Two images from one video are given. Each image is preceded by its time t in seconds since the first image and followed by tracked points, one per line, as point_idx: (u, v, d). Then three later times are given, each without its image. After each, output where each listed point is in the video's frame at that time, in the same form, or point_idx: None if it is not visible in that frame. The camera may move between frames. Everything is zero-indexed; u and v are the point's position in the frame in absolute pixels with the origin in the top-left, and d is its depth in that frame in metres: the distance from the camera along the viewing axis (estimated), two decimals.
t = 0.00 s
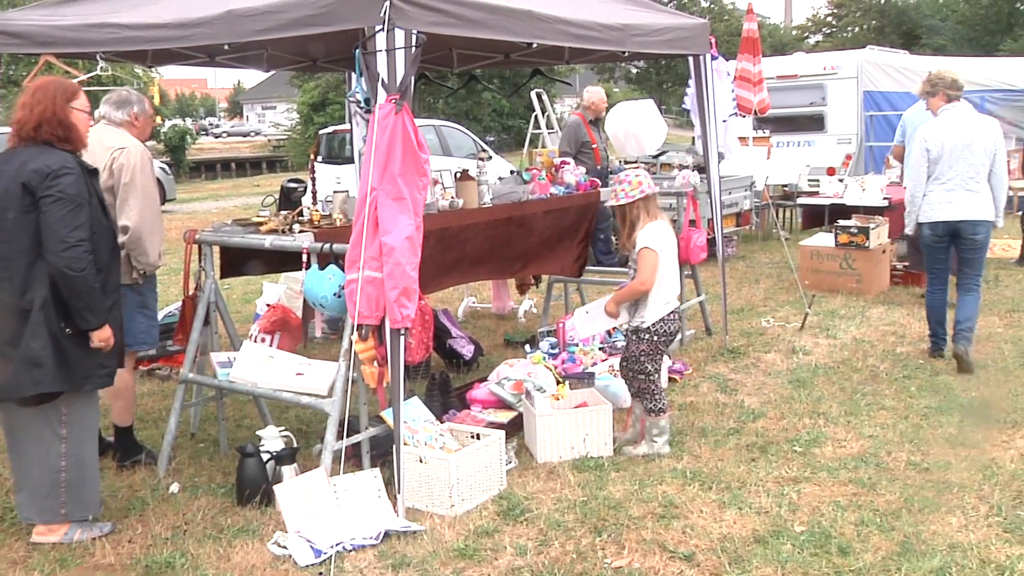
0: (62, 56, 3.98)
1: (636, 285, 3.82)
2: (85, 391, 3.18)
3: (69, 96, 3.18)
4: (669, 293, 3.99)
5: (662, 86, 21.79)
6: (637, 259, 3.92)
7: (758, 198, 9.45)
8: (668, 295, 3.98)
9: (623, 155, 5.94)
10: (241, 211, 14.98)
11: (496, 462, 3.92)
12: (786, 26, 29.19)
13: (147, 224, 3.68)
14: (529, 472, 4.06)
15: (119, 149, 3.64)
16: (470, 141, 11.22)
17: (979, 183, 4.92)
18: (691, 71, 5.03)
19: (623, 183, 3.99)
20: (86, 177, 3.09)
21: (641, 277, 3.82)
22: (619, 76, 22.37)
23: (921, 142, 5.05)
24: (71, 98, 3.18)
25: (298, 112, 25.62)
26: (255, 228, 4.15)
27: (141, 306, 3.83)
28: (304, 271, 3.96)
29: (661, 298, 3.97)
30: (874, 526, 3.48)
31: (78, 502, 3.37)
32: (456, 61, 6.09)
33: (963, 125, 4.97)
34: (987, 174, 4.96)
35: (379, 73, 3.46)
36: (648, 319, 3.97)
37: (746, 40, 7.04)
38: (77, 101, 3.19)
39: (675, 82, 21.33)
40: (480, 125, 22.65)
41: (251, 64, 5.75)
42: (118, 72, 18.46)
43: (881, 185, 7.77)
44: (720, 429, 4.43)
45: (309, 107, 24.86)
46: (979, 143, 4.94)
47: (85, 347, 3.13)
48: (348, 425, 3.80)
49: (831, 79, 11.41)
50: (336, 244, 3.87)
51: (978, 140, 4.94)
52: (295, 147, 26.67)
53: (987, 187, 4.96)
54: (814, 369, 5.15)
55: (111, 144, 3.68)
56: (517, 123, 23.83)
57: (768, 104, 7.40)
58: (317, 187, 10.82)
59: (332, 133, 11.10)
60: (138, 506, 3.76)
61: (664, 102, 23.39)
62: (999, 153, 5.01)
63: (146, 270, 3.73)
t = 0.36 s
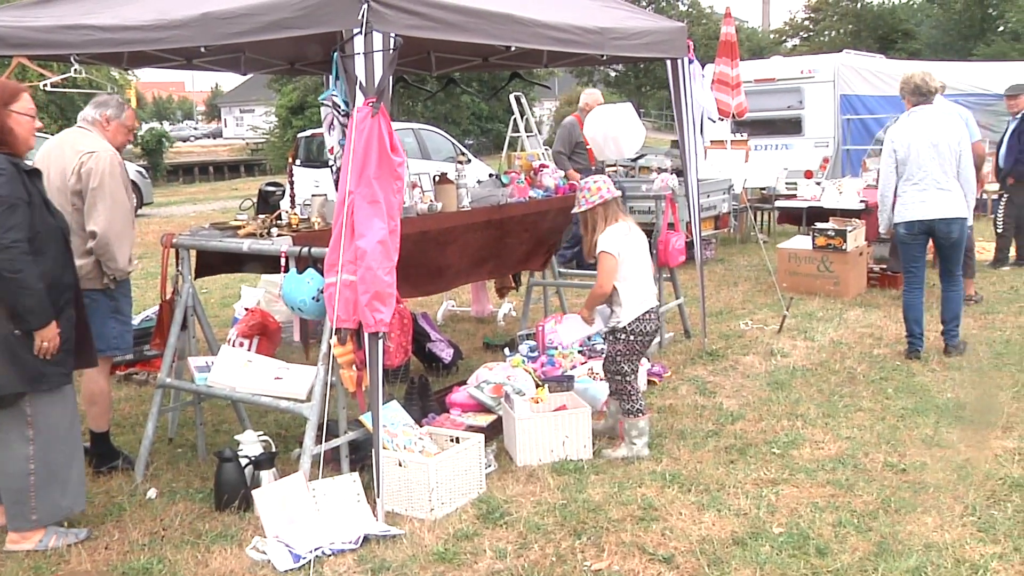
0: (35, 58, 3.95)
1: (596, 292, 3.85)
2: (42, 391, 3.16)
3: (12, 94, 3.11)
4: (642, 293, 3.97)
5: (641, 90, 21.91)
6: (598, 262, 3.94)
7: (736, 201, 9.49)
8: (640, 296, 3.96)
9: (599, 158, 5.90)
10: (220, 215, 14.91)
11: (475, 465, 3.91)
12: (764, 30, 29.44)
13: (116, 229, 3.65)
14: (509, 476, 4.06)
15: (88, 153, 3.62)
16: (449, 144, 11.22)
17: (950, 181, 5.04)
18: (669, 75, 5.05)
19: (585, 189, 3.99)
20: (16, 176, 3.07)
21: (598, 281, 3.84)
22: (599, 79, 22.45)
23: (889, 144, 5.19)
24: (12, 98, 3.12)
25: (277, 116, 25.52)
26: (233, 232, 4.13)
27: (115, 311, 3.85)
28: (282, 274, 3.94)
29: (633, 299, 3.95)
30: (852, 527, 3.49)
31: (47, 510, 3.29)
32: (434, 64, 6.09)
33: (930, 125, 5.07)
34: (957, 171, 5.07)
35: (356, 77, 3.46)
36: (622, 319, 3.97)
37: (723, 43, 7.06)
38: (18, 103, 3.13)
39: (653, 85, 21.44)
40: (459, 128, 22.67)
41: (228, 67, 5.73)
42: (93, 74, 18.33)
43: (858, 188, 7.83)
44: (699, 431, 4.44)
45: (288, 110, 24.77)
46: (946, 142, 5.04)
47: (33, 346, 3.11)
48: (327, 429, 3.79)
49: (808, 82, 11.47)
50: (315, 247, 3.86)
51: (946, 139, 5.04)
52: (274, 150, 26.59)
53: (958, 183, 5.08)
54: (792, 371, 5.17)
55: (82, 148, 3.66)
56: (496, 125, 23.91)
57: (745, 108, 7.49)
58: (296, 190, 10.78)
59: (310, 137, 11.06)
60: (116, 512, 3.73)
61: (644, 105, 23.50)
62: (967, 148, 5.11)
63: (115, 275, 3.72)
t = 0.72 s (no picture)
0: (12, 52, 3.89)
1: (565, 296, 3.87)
2: None
3: None
4: (624, 290, 4.08)
5: (625, 88, 21.97)
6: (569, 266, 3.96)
7: (720, 199, 9.52)
8: (624, 291, 4.06)
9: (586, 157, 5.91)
10: (202, 213, 14.83)
11: (459, 463, 3.91)
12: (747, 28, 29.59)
13: (88, 229, 3.62)
14: (493, 473, 4.06)
15: (62, 152, 3.60)
16: (432, 142, 11.20)
17: (942, 179, 5.09)
18: (653, 72, 5.06)
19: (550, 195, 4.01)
20: None
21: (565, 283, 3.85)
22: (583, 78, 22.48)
23: (885, 143, 5.32)
24: None
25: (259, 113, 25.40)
26: (216, 229, 4.12)
27: (92, 311, 3.83)
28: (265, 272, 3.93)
29: (616, 294, 4.04)
30: (834, 523, 3.51)
31: (16, 512, 3.25)
32: (418, 61, 6.08)
33: (922, 124, 5.14)
34: (948, 170, 5.12)
35: (340, 74, 3.45)
36: (610, 314, 4.04)
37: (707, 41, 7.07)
38: None
39: (637, 83, 21.49)
40: (443, 126, 22.64)
41: (210, 64, 5.69)
42: (74, 71, 18.17)
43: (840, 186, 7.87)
44: (683, 428, 4.46)
45: (271, 108, 24.68)
46: (938, 141, 5.10)
47: None
48: (311, 427, 3.77)
49: (791, 81, 11.52)
50: (298, 245, 3.84)
51: (937, 138, 5.10)
52: (257, 148, 26.48)
53: (951, 182, 5.12)
54: (775, 368, 5.20)
55: (57, 146, 3.63)
56: (478, 124, 24.02)
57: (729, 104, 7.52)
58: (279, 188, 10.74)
59: (294, 134, 11.02)
60: (97, 512, 3.71)
61: (628, 103, 23.56)
62: (961, 147, 5.14)
63: (89, 276, 3.70)
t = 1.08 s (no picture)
0: None
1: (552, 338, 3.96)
2: None
3: None
4: (614, 320, 4.23)
5: (606, 87, 22.03)
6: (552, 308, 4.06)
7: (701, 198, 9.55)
8: (614, 321, 4.22)
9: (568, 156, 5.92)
10: (182, 212, 14.75)
11: (442, 462, 3.91)
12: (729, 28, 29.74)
13: (63, 229, 3.59)
14: (475, 473, 4.06)
15: (38, 152, 3.58)
16: (414, 141, 11.19)
17: (944, 177, 5.22)
18: (633, 72, 5.07)
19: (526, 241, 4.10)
20: None
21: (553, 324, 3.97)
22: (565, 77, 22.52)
23: (890, 142, 5.46)
24: None
25: (241, 112, 25.29)
26: (195, 229, 4.10)
27: (69, 312, 3.80)
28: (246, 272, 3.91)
29: (607, 325, 4.20)
30: (815, 521, 3.53)
31: None
32: (399, 60, 6.07)
33: (927, 123, 5.29)
34: (952, 168, 5.25)
35: (320, 73, 3.44)
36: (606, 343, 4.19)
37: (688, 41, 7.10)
38: None
39: (619, 83, 21.56)
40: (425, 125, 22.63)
41: (190, 63, 5.66)
42: (52, 70, 18.03)
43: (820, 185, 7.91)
44: (665, 427, 4.47)
45: (252, 107, 24.58)
46: (942, 141, 5.24)
47: None
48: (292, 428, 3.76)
49: (772, 81, 11.59)
50: (279, 245, 3.83)
51: (942, 138, 5.24)
52: (238, 147, 26.37)
53: (954, 180, 5.25)
54: (756, 367, 5.22)
55: (33, 146, 3.61)
56: (461, 123, 24.01)
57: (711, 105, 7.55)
58: (259, 188, 10.67)
59: (274, 133, 10.95)
60: (76, 514, 3.68)
61: (611, 103, 23.62)
62: (964, 147, 5.27)
63: (66, 278, 3.66)
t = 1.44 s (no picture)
0: None
1: (561, 375, 4.00)
2: None
3: None
4: (614, 348, 4.31)
5: (592, 88, 22.09)
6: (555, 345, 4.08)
7: (686, 198, 9.58)
8: (615, 350, 4.29)
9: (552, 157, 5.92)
10: (167, 214, 14.72)
11: (428, 464, 3.90)
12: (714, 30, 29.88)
13: (46, 231, 3.58)
14: (462, 474, 4.06)
15: (23, 153, 3.55)
16: (400, 142, 11.17)
17: (932, 177, 5.40)
18: (619, 73, 5.07)
19: (523, 282, 4.07)
20: None
21: (560, 365, 4.01)
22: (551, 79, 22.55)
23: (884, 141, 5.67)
24: None
25: (226, 114, 25.19)
26: (180, 231, 4.08)
27: (52, 315, 3.76)
28: (231, 274, 3.90)
29: (609, 354, 4.27)
30: (801, 520, 3.54)
31: None
32: (385, 61, 6.06)
33: (920, 124, 5.46)
34: (942, 168, 5.40)
35: (305, 74, 3.43)
36: (608, 376, 4.25)
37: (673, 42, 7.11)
38: None
39: (604, 84, 21.62)
40: (410, 127, 22.64)
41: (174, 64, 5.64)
42: (33, 70, 17.93)
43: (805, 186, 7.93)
44: (651, 427, 4.48)
45: (236, 108, 24.52)
46: (931, 141, 5.41)
47: None
48: (278, 430, 3.75)
49: (756, 81, 11.63)
50: (264, 247, 3.82)
51: (931, 138, 5.41)
52: (222, 149, 26.26)
53: (944, 180, 5.40)
54: (742, 367, 5.23)
55: (18, 147, 3.59)
56: (446, 124, 23.99)
57: (696, 105, 7.61)
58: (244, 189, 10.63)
59: (260, 134, 10.90)
60: (59, 518, 3.66)
61: (596, 104, 23.67)
62: (954, 147, 5.39)
63: (48, 280, 3.64)
